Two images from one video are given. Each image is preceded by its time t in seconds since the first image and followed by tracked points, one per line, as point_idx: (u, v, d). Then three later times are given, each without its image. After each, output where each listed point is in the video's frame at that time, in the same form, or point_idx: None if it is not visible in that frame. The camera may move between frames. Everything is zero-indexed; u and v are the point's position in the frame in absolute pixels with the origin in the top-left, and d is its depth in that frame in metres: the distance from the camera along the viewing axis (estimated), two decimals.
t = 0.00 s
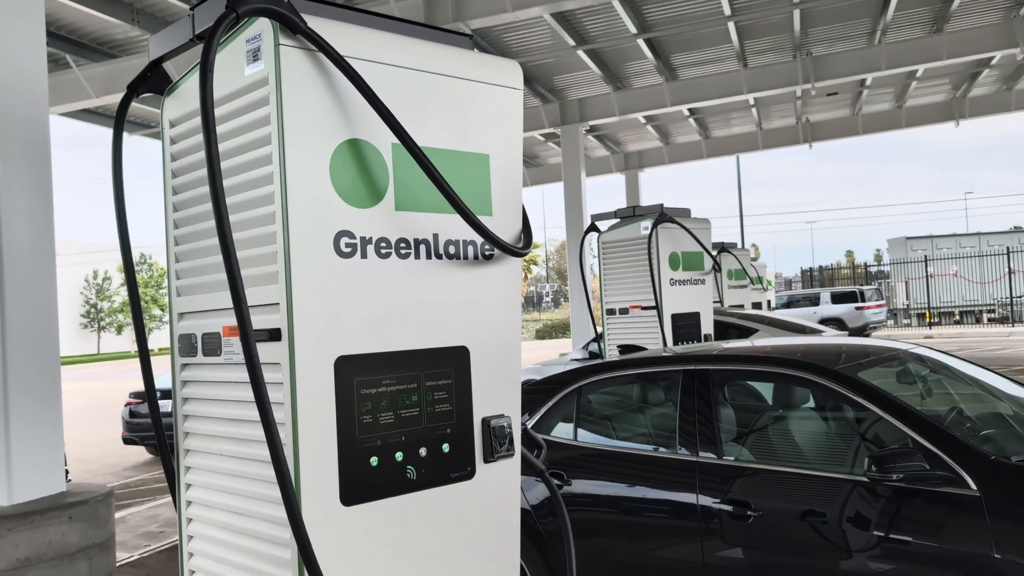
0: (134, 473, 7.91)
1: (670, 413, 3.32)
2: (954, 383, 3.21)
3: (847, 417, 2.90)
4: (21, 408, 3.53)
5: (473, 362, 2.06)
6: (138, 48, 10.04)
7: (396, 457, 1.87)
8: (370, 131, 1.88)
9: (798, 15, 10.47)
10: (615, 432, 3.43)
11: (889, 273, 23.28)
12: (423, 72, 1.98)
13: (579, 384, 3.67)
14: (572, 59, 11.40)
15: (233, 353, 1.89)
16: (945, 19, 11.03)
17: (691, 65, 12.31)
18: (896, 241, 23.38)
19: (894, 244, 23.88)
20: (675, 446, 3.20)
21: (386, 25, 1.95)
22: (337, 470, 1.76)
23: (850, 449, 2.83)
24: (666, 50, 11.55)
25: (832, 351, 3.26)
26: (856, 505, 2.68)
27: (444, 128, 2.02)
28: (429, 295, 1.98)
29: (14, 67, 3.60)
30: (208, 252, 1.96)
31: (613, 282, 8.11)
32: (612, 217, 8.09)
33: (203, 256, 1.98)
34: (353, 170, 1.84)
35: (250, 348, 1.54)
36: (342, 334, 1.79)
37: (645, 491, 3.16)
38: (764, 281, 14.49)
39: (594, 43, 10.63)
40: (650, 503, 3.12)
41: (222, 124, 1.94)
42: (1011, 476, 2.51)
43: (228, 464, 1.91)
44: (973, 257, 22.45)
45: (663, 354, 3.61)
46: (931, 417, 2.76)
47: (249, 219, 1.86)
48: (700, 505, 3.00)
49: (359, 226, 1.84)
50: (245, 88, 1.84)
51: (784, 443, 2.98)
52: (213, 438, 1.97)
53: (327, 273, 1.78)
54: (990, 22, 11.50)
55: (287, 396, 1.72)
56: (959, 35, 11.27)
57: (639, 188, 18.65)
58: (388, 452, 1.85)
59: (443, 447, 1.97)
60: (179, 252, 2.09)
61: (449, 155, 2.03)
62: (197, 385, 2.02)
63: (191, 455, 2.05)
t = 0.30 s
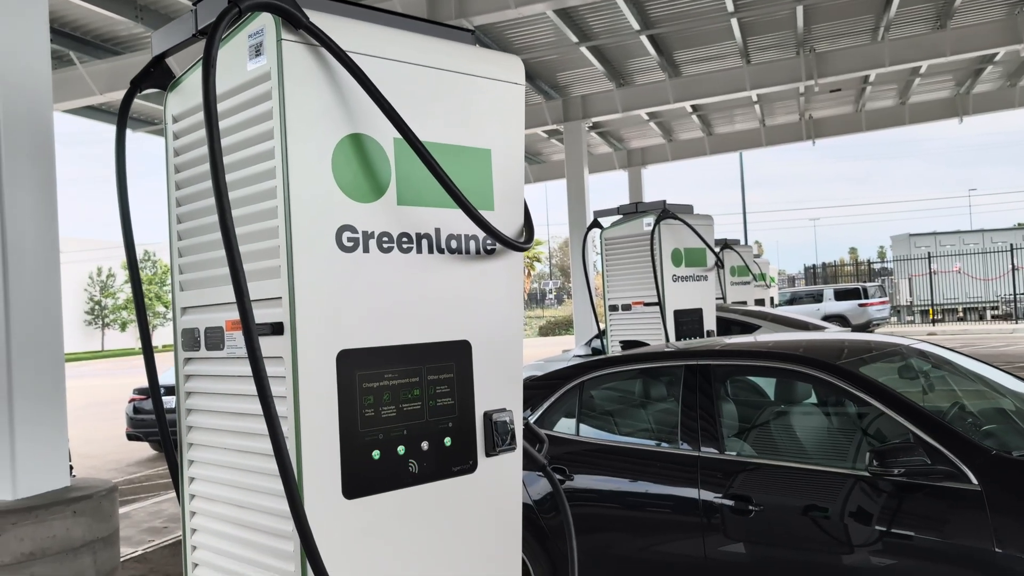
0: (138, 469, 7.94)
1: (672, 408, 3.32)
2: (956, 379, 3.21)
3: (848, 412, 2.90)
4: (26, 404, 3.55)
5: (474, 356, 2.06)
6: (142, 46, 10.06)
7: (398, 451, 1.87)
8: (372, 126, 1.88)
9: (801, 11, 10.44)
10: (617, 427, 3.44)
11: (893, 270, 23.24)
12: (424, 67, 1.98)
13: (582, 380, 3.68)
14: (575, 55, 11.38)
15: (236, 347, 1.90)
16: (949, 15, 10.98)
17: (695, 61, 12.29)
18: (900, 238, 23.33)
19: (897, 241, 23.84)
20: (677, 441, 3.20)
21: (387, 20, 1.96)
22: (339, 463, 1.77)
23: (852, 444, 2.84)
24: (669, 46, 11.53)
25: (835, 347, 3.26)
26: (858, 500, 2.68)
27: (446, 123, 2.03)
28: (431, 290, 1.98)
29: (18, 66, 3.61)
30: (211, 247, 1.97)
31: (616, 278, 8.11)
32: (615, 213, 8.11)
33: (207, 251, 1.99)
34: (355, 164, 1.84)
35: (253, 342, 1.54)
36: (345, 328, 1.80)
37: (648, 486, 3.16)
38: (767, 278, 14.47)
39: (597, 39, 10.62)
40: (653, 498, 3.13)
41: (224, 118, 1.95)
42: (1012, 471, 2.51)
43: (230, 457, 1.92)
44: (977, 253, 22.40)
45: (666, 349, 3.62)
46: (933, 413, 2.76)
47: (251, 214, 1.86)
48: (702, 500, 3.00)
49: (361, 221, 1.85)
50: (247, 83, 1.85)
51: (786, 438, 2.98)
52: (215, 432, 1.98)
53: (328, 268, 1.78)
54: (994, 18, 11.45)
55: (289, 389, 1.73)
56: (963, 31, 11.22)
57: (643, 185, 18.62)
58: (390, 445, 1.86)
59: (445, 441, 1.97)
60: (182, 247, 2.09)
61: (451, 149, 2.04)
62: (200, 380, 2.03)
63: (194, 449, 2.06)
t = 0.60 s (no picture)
0: (139, 463, 7.95)
1: (671, 401, 3.32)
2: (956, 373, 3.21)
3: (848, 405, 2.90)
4: (26, 399, 3.55)
5: (473, 347, 2.06)
6: (142, 40, 10.04)
7: (396, 441, 1.87)
8: (371, 117, 1.88)
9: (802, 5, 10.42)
10: (617, 420, 3.44)
11: (893, 266, 23.23)
12: (423, 58, 1.98)
13: (582, 373, 3.68)
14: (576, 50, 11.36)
15: (235, 337, 1.90)
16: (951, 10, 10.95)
17: (696, 56, 12.28)
18: (901, 233, 23.32)
19: (898, 236, 23.81)
20: (676, 435, 3.21)
21: (387, 11, 1.95)
22: (337, 453, 1.77)
23: (852, 437, 2.84)
24: (671, 41, 11.51)
25: (834, 340, 3.27)
26: (857, 492, 2.68)
27: (445, 113, 2.03)
28: (431, 283, 1.98)
29: (19, 61, 3.61)
30: (210, 237, 1.97)
31: (616, 273, 8.12)
32: (615, 207, 8.10)
33: (206, 242, 1.99)
34: (354, 155, 1.84)
35: (252, 332, 1.54)
36: (343, 317, 1.80)
37: (647, 479, 3.16)
38: (768, 273, 14.45)
39: (598, 34, 10.60)
40: (653, 491, 3.13)
41: (223, 109, 1.95)
42: (1012, 464, 2.51)
43: (231, 447, 1.92)
44: (978, 249, 22.37)
45: (666, 342, 3.62)
46: (932, 405, 2.77)
47: (250, 204, 1.86)
48: (701, 492, 3.01)
49: (360, 212, 1.85)
50: (247, 73, 1.85)
51: (785, 431, 2.99)
52: (215, 423, 1.98)
53: (327, 258, 1.78)
54: (995, 12, 11.42)
55: (288, 380, 1.73)
56: (964, 26, 11.20)
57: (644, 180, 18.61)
58: (389, 436, 1.86)
59: (443, 431, 1.97)
60: (181, 239, 2.09)
61: (450, 141, 2.04)
62: (199, 370, 2.03)
63: (194, 440, 2.06)
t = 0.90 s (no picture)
0: (138, 454, 7.96)
1: (669, 392, 3.33)
2: (953, 363, 3.21)
3: (845, 395, 2.90)
4: (25, 392, 3.56)
5: (470, 335, 2.06)
6: (140, 31, 10.00)
7: (393, 429, 1.87)
8: (368, 104, 1.87)
9: None
10: (615, 411, 3.44)
11: (893, 259, 23.23)
12: (421, 46, 1.97)
13: (581, 364, 3.68)
14: (576, 42, 11.33)
15: (232, 325, 1.89)
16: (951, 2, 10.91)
17: (696, 48, 12.25)
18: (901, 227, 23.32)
19: (898, 230, 23.79)
20: (674, 425, 3.21)
21: None
22: (335, 440, 1.77)
23: (850, 427, 2.84)
24: (671, 33, 11.48)
25: (832, 330, 3.27)
26: (854, 482, 2.69)
27: (443, 101, 2.02)
28: (428, 271, 1.98)
29: (18, 52, 3.60)
30: (208, 225, 1.96)
31: (616, 265, 8.11)
32: (614, 199, 8.08)
33: (203, 230, 1.99)
34: (351, 142, 1.84)
35: (248, 320, 1.54)
36: (340, 304, 1.79)
37: (645, 470, 3.17)
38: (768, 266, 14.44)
39: (598, 25, 10.58)
40: (651, 481, 3.14)
41: (220, 96, 1.94)
42: (1009, 453, 2.51)
43: (228, 435, 1.92)
44: (977, 242, 22.36)
45: (665, 333, 3.62)
46: (930, 396, 2.77)
47: (247, 192, 1.86)
48: (699, 483, 3.01)
49: (357, 199, 1.84)
50: (244, 60, 1.84)
51: (783, 421, 2.99)
52: (212, 410, 1.98)
53: (323, 246, 1.78)
54: (995, 5, 11.39)
55: (285, 368, 1.73)
56: (965, 18, 11.16)
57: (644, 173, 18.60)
58: (385, 424, 1.86)
59: (440, 420, 1.97)
60: (178, 226, 2.09)
61: (447, 128, 2.03)
62: (196, 358, 2.03)
63: (191, 428, 2.06)
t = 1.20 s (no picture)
0: (138, 444, 7.98)
1: (668, 381, 3.33)
2: (952, 353, 3.21)
3: (844, 384, 2.91)
4: (23, 386, 3.56)
5: (468, 323, 2.06)
6: (138, 21, 9.94)
7: (390, 416, 1.87)
8: (366, 90, 1.86)
9: None
10: (613, 401, 3.45)
11: (893, 251, 23.22)
12: (418, 32, 1.96)
13: (579, 353, 3.68)
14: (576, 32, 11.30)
15: (229, 312, 1.89)
16: None
17: (696, 39, 12.21)
18: (901, 219, 23.32)
19: (898, 221, 23.78)
20: (672, 414, 3.21)
21: None
22: (332, 427, 1.77)
23: (847, 416, 2.84)
24: (671, 23, 11.44)
25: (831, 320, 3.26)
26: (852, 471, 2.69)
27: (440, 87, 2.01)
28: (426, 258, 1.98)
29: (15, 40, 3.59)
30: (205, 213, 1.96)
31: (615, 256, 8.11)
32: (614, 189, 8.06)
33: (201, 217, 1.98)
34: (348, 129, 1.83)
35: (245, 307, 1.54)
36: (338, 290, 1.79)
37: (643, 459, 3.17)
38: (767, 257, 14.44)
39: (598, 16, 10.55)
40: (650, 470, 3.14)
41: (216, 82, 1.93)
42: (1006, 443, 2.51)
43: (225, 421, 1.92)
44: (977, 234, 22.35)
45: (663, 322, 3.62)
46: (928, 385, 2.77)
47: (244, 178, 1.85)
48: (696, 472, 3.02)
49: (354, 186, 1.84)
50: (240, 46, 1.83)
51: (781, 410, 2.99)
52: (210, 397, 1.97)
53: (320, 233, 1.77)
54: None
55: (281, 354, 1.73)
56: (966, 9, 11.12)
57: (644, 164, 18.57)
58: (382, 410, 1.86)
59: (438, 407, 1.98)
60: (175, 213, 2.08)
61: (444, 115, 2.02)
62: (194, 345, 2.03)
63: (188, 415, 2.06)
